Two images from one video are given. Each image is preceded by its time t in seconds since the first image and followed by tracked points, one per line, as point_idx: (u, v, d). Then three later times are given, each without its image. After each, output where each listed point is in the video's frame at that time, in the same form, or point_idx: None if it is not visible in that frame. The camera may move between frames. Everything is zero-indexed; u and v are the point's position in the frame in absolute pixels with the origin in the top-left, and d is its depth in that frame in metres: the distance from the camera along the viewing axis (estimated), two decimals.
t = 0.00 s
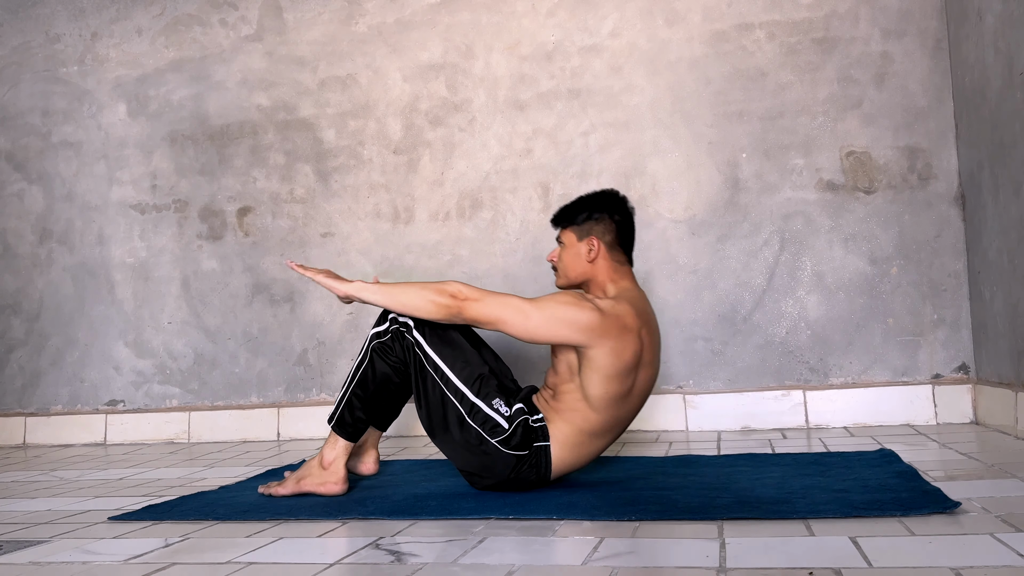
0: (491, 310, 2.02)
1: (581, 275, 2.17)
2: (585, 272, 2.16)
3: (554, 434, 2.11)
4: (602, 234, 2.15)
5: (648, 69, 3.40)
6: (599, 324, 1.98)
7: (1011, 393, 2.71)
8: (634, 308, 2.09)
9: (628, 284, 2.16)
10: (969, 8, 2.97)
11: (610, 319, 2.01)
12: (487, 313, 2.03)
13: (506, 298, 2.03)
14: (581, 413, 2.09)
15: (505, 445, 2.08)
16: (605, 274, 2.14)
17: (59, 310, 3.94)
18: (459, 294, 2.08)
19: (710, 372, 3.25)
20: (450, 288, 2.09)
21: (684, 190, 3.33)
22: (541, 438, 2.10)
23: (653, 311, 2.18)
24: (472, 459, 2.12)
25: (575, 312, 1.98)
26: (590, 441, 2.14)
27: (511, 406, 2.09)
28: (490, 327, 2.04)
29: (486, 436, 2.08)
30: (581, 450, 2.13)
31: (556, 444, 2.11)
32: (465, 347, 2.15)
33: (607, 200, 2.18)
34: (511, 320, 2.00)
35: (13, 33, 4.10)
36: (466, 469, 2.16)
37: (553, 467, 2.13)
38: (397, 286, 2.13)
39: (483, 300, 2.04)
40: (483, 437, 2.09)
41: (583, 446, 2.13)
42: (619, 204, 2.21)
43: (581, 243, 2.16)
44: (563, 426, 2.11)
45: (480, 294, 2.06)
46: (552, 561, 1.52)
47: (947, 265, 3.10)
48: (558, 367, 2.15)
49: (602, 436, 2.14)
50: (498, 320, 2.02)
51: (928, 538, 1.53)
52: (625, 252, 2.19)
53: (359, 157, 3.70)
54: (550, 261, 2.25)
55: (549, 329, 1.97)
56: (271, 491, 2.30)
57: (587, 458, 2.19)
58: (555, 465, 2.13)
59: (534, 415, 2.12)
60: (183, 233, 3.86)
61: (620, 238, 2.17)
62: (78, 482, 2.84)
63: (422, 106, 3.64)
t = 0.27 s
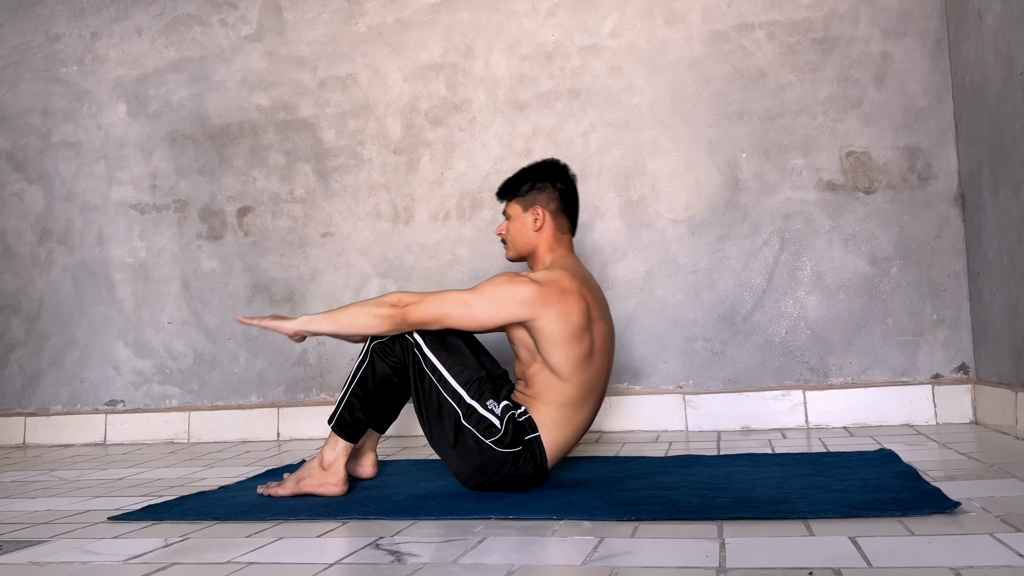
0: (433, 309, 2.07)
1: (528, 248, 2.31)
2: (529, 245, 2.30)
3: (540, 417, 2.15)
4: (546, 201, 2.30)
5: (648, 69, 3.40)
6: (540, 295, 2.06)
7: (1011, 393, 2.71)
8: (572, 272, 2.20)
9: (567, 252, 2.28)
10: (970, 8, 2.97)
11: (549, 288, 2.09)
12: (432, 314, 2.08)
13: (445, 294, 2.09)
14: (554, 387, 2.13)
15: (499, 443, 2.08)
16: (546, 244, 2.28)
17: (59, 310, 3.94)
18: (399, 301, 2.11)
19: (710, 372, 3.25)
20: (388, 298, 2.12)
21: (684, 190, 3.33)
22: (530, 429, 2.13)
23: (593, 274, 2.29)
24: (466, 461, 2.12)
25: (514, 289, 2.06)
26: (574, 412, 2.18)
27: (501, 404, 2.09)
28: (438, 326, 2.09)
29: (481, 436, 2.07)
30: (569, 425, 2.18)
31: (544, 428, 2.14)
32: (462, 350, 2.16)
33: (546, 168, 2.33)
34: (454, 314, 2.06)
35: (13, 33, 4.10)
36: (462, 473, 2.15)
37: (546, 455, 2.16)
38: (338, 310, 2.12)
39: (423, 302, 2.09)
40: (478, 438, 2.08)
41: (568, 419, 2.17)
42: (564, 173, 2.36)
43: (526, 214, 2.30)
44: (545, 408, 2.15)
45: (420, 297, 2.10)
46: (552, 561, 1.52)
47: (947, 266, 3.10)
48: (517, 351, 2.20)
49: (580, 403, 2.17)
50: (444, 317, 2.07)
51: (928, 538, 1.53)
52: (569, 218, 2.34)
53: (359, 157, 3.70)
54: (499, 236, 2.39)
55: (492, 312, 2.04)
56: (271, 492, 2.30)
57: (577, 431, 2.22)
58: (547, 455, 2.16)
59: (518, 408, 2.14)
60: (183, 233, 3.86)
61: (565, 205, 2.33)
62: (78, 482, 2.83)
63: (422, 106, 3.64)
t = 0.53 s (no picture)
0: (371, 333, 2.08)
1: (453, 247, 2.29)
2: (454, 243, 2.28)
3: (514, 401, 2.13)
4: (461, 198, 2.27)
5: (648, 70, 3.40)
6: (468, 285, 2.09)
7: (1011, 393, 2.71)
8: (496, 257, 2.22)
9: (490, 241, 2.29)
10: (969, 8, 2.97)
11: (473, 276, 2.12)
12: (373, 338, 2.07)
13: (378, 318, 2.10)
14: (511, 369, 2.13)
15: (484, 435, 2.07)
16: (470, 239, 2.27)
17: (59, 310, 3.94)
18: (337, 340, 2.11)
19: (709, 372, 3.26)
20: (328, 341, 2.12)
21: (684, 190, 3.33)
22: (508, 416, 2.10)
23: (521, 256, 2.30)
24: (458, 456, 2.11)
25: (441, 287, 2.09)
26: (544, 388, 2.16)
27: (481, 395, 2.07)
28: (383, 349, 2.09)
29: (466, 430, 2.07)
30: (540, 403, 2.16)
31: (521, 413, 2.12)
32: (447, 345, 2.15)
33: (455, 166, 2.31)
34: (394, 331, 2.07)
35: (13, 33, 4.10)
36: (454, 469, 2.15)
37: (531, 441, 2.13)
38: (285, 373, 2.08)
39: (360, 331, 2.10)
40: (465, 433, 2.08)
41: (541, 398, 2.15)
42: (476, 169, 2.33)
43: (444, 213, 2.27)
44: (513, 393, 2.13)
45: (356, 328, 2.11)
46: (552, 561, 1.52)
47: (947, 266, 3.11)
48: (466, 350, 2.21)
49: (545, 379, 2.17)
50: (386, 337, 2.08)
51: (927, 538, 1.53)
52: (489, 209, 2.31)
53: (359, 157, 3.70)
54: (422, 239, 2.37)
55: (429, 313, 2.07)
56: (270, 492, 2.30)
57: (553, 409, 2.20)
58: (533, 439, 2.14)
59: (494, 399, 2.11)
60: (182, 233, 3.86)
61: (481, 195, 2.30)
62: (78, 482, 2.83)
63: (422, 106, 3.64)
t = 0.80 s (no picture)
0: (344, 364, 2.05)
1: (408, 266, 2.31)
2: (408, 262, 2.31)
3: (501, 394, 2.13)
4: (409, 218, 2.30)
5: (648, 70, 3.40)
6: (428, 291, 2.10)
7: (1011, 393, 2.71)
8: (449, 261, 2.24)
9: (441, 251, 2.32)
10: (969, 8, 2.97)
11: (429, 283, 2.13)
12: (350, 367, 2.04)
13: (349, 350, 2.07)
14: (494, 362, 2.13)
15: (478, 429, 2.07)
16: (423, 253, 2.30)
17: (59, 310, 3.94)
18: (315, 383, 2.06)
19: (709, 372, 3.25)
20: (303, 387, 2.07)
21: (684, 191, 3.33)
22: (500, 408, 2.10)
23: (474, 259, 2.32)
24: (454, 452, 2.12)
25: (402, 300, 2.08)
26: (528, 373, 2.16)
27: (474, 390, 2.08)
28: (363, 376, 2.05)
29: (460, 426, 2.07)
30: (528, 389, 2.15)
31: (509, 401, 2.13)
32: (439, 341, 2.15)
33: (398, 189, 2.34)
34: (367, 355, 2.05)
35: (13, 33, 4.10)
36: (452, 466, 2.15)
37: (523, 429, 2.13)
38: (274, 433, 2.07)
39: (334, 367, 2.06)
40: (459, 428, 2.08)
41: (528, 385, 2.15)
42: (413, 186, 2.35)
43: (392, 235, 2.30)
44: (498, 385, 2.13)
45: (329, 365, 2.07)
46: (551, 561, 1.52)
47: (947, 266, 3.10)
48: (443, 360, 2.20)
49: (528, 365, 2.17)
50: (362, 363, 2.05)
51: (928, 539, 1.53)
52: (434, 222, 2.34)
53: (359, 157, 3.70)
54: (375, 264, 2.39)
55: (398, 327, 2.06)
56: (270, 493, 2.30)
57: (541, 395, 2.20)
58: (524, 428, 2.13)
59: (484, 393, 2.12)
60: (183, 233, 3.86)
61: (424, 209, 2.33)
62: (77, 483, 2.83)
63: (422, 106, 3.64)
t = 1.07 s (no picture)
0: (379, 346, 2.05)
1: (454, 255, 2.29)
2: (455, 251, 2.29)
3: (518, 404, 2.15)
4: (465, 207, 2.29)
5: (648, 71, 3.40)
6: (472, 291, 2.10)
7: (1010, 393, 2.71)
8: (499, 260, 2.24)
9: (491, 246, 2.31)
10: (969, 9, 2.97)
11: (476, 280, 2.13)
12: (381, 351, 2.04)
13: (384, 331, 2.07)
14: (520, 372, 2.14)
15: (485, 435, 2.07)
16: (472, 245, 2.29)
17: (59, 311, 3.94)
18: (343, 357, 2.06)
19: (709, 373, 3.25)
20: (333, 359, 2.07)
21: (684, 191, 3.33)
22: (511, 417, 2.11)
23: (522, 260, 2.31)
24: (459, 456, 2.11)
25: (448, 294, 2.09)
26: (550, 389, 2.18)
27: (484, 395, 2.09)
28: (392, 361, 2.06)
29: (468, 430, 2.06)
30: (545, 404, 2.17)
31: (524, 412, 2.14)
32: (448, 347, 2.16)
33: (461, 174, 2.31)
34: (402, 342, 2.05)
35: (13, 34, 4.10)
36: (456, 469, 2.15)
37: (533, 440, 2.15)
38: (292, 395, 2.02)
39: (366, 346, 2.06)
40: (466, 433, 2.07)
41: (547, 400, 2.17)
42: (475, 175, 2.34)
43: (446, 221, 2.28)
44: (517, 395, 2.15)
45: (361, 343, 2.07)
46: (552, 562, 1.52)
47: (947, 267, 3.10)
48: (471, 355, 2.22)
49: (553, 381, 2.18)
50: (394, 349, 2.05)
51: (928, 539, 1.53)
52: (490, 216, 2.32)
53: (359, 158, 3.70)
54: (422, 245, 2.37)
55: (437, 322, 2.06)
56: (268, 492, 2.31)
57: (557, 411, 2.22)
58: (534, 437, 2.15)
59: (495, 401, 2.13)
60: (183, 234, 3.86)
61: (482, 201, 2.31)
62: (78, 483, 2.83)
63: (422, 107, 3.64)
